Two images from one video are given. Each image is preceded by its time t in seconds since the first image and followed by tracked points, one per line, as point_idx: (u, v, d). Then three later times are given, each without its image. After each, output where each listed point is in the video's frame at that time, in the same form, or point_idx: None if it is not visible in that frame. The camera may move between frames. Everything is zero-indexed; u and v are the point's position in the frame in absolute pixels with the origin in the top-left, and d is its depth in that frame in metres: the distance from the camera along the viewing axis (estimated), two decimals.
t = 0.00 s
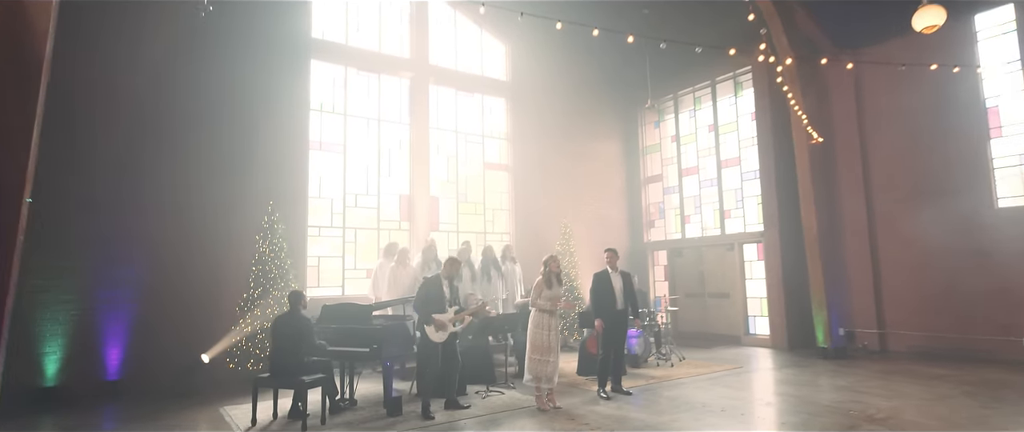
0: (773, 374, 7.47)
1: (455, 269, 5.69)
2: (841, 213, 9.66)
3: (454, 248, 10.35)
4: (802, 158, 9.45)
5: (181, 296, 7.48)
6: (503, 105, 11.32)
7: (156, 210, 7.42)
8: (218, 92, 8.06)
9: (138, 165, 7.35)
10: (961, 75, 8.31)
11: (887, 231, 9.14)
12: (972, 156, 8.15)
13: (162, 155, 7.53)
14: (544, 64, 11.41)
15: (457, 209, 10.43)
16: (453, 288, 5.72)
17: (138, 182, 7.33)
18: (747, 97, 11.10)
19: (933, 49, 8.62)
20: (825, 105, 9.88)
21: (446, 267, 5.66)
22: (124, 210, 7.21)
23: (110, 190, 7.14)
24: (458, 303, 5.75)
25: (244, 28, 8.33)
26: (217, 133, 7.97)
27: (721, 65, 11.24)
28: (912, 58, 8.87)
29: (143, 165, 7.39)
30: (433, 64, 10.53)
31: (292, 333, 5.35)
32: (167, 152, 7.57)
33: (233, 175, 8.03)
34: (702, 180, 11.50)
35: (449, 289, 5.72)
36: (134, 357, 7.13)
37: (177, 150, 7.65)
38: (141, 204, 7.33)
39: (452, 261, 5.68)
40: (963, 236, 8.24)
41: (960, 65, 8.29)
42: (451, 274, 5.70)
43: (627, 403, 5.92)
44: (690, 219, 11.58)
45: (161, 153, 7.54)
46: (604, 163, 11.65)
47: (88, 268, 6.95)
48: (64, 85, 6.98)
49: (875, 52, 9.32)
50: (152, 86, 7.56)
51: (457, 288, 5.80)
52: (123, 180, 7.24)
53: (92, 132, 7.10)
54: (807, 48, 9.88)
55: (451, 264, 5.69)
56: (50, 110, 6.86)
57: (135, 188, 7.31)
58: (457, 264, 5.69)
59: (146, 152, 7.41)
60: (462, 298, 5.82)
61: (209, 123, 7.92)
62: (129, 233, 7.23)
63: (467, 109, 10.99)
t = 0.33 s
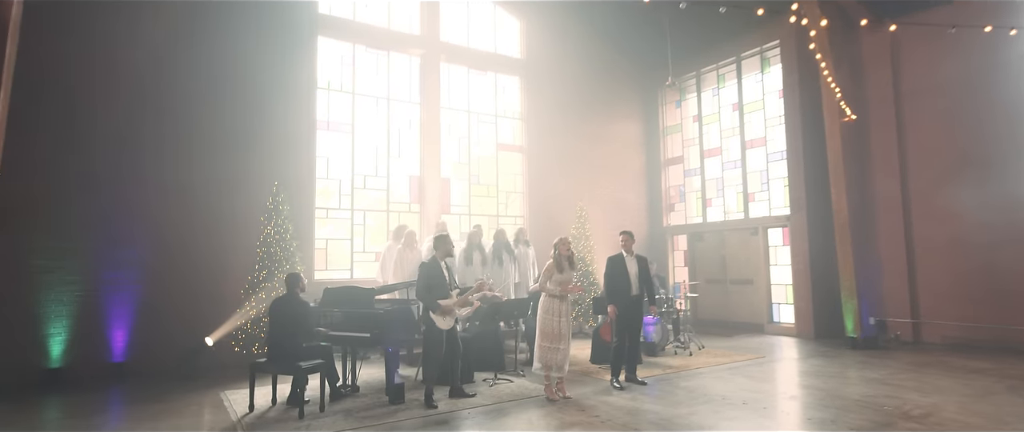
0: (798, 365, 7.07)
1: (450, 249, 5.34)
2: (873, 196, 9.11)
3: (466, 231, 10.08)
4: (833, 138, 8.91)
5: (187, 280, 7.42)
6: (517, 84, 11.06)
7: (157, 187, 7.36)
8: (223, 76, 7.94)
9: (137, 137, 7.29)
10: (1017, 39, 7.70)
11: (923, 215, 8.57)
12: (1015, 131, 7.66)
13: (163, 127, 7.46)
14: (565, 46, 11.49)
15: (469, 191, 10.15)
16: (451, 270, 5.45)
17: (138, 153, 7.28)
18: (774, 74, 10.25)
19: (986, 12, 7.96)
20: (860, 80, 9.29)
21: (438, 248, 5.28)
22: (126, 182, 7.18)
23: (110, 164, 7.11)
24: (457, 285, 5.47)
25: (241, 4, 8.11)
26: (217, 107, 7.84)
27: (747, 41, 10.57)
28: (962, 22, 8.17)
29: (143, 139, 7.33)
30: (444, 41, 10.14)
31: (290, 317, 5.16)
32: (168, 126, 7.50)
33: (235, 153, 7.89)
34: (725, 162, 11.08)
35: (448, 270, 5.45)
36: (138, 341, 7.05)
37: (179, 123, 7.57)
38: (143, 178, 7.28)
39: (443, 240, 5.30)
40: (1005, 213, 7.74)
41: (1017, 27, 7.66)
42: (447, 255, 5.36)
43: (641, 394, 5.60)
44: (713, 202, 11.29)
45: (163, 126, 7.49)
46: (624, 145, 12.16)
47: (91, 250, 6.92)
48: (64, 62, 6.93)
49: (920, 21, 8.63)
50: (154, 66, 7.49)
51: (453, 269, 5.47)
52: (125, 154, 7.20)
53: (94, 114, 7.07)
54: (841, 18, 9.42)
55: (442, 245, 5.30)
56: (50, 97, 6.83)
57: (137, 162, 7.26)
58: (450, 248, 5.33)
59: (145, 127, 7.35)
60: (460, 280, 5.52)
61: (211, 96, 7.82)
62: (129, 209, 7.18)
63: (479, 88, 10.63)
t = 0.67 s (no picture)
0: (820, 352, 6.68)
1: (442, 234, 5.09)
2: (902, 174, 8.58)
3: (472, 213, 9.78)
4: (858, 111, 8.35)
5: (184, 265, 7.25)
6: (524, 61, 10.63)
7: (152, 166, 7.16)
8: (214, 61, 7.66)
9: (128, 113, 7.09)
10: None
11: (956, 194, 8.03)
12: None
13: (156, 101, 7.25)
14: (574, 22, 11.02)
15: (475, 173, 9.83)
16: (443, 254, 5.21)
17: (131, 131, 7.08)
18: (796, 46, 9.69)
19: None
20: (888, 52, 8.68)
21: (430, 233, 5.03)
22: (119, 161, 6.99)
23: (103, 142, 6.92)
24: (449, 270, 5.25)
25: None
26: (210, 81, 7.60)
27: (766, 12, 9.99)
28: None
29: (135, 117, 7.13)
30: (447, 17, 9.75)
31: (278, 304, 4.92)
32: (162, 101, 7.29)
33: (229, 132, 7.66)
34: (743, 139, 10.60)
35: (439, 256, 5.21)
36: (136, 329, 6.92)
37: (173, 98, 7.36)
38: (136, 158, 7.08)
39: (435, 225, 5.02)
40: None
41: None
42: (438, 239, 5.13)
43: (651, 384, 5.28)
44: (729, 182, 10.84)
45: (155, 101, 7.27)
46: (637, 124, 11.71)
47: (85, 238, 6.75)
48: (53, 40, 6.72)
49: None
50: (144, 44, 7.26)
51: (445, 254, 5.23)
52: (118, 134, 7.01)
53: (82, 93, 6.85)
54: None
55: (433, 230, 5.03)
56: (39, 77, 6.62)
57: (130, 142, 7.07)
58: (441, 232, 5.06)
59: (138, 105, 7.15)
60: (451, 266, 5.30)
61: (203, 76, 7.57)
62: (125, 192, 6.99)
63: (485, 65, 10.24)
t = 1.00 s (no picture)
0: (835, 338, 6.31)
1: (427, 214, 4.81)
2: (925, 149, 8.10)
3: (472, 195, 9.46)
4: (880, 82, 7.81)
5: (173, 246, 7.14)
6: (526, 35, 10.19)
7: (138, 152, 7.00)
8: (198, 49, 7.41)
9: (112, 100, 6.90)
10: None
11: (982, 170, 7.57)
12: None
13: (139, 90, 7.04)
14: None
15: (475, 152, 9.49)
16: (429, 235, 5.02)
17: (115, 117, 6.89)
18: (812, 15, 9.16)
19: None
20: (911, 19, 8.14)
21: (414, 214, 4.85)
22: (104, 149, 6.81)
23: (84, 127, 6.73)
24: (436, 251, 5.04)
25: None
26: (191, 70, 7.35)
27: None
28: None
29: (118, 105, 6.93)
30: None
31: (260, 288, 4.63)
32: (145, 88, 7.09)
33: (215, 118, 7.46)
34: (755, 116, 10.15)
35: (425, 237, 5.00)
36: (123, 313, 6.79)
37: (157, 82, 7.15)
38: (121, 146, 6.91)
39: (418, 205, 4.73)
40: None
41: None
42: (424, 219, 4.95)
43: (654, 372, 4.96)
44: (741, 160, 10.42)
45: (138, 92, 7.06)
46: (645, 101, 11.27)
47: (70, 230, 6.58)
48: (32, 30, 6.48)
49: None
50: (126, 30, 7.00)
51: (431, 236, 5.03)
52: (101, 122, 6.82)
53: (63, 82, 6.62)
54: None
55: (416, 209, 4.74)
56: (19, 69, 6.41)
57: (114, 127, 6.88)
58: (425, 211, 4.76)
59: (121, 91, 6.94)
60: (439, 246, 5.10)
61: (186, 67, 7.33)
62: (109, 178, 6.82)
63: (485, 39, 9.82)
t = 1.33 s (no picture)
0: (848, 332, 5.95)
1: (410, 195, 4.60)
2: (947, 132, 7.65)
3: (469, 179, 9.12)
4: (902, 58, 7.33)
5: (156, 229, 6.93)
6: (528, 13, 9.76)
7: (120, 131, 6.79)
8: (181, 24, 7.14)
9: (91, 75, 6.66)
10: None
11: (1008, 153, 7.12)
12: None
13: (117, 67, 6.80)
14: None
15: (473, 135, 9.14)
16: (414, 217, 4.68)
17: (93, 94, 6.66)
18: None
19: None
20: None
21: (394, 195, 4.54)
22: (82, 126, 6.59)
23: (62, 103, 6.50)
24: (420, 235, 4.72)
25: None
26: (173, 46, 7.09)
27: None
28: None
29: (97, 82, 6.70)
30: None
31: (229, 276, 4.37)
32: (124, 65, 6.85)
33: (200, 96, 7.22)
34: (766, 98, 9.70)
35: (410, 219, 4.67)
36: (103, 299, 6.57)
37: (137, 60, 6.91)
38: (101, 123, 6.70)
39: (399, 185, 4.54)
40: None
41: None
42: (408, 201, 4.63)
43: (653, 368, 4.63)
44: (751, 145, 9.99)
45: (119, 68, 6.83)
46: (651, 82, 10.82)
47: (50, 209, 6.37)
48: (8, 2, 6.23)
49: None
50: (105, 5, 6.73)
51: (417, 218, 4.69)
52: (79, 98, 6.59)
53: (38, 57, 6.37)
54: None
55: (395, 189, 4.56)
56: None
57: (93, 103, 6.66)
58: (407, 192, 4.57)
59: (99, 68, 6.70)
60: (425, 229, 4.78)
61: (170, 41, 7.09)
62: (89, 157, 6.61)
63: (484, 17, 9.40)
